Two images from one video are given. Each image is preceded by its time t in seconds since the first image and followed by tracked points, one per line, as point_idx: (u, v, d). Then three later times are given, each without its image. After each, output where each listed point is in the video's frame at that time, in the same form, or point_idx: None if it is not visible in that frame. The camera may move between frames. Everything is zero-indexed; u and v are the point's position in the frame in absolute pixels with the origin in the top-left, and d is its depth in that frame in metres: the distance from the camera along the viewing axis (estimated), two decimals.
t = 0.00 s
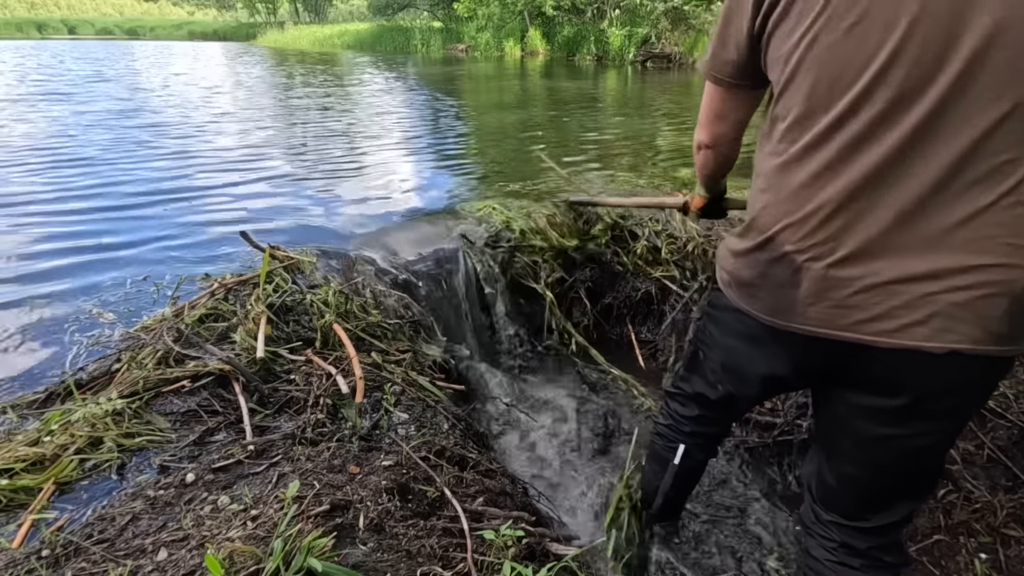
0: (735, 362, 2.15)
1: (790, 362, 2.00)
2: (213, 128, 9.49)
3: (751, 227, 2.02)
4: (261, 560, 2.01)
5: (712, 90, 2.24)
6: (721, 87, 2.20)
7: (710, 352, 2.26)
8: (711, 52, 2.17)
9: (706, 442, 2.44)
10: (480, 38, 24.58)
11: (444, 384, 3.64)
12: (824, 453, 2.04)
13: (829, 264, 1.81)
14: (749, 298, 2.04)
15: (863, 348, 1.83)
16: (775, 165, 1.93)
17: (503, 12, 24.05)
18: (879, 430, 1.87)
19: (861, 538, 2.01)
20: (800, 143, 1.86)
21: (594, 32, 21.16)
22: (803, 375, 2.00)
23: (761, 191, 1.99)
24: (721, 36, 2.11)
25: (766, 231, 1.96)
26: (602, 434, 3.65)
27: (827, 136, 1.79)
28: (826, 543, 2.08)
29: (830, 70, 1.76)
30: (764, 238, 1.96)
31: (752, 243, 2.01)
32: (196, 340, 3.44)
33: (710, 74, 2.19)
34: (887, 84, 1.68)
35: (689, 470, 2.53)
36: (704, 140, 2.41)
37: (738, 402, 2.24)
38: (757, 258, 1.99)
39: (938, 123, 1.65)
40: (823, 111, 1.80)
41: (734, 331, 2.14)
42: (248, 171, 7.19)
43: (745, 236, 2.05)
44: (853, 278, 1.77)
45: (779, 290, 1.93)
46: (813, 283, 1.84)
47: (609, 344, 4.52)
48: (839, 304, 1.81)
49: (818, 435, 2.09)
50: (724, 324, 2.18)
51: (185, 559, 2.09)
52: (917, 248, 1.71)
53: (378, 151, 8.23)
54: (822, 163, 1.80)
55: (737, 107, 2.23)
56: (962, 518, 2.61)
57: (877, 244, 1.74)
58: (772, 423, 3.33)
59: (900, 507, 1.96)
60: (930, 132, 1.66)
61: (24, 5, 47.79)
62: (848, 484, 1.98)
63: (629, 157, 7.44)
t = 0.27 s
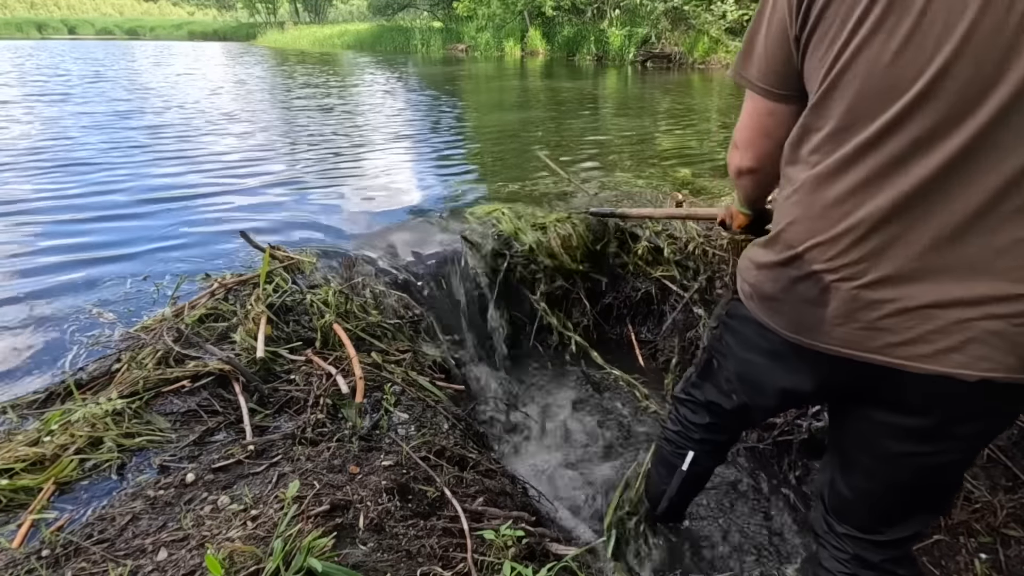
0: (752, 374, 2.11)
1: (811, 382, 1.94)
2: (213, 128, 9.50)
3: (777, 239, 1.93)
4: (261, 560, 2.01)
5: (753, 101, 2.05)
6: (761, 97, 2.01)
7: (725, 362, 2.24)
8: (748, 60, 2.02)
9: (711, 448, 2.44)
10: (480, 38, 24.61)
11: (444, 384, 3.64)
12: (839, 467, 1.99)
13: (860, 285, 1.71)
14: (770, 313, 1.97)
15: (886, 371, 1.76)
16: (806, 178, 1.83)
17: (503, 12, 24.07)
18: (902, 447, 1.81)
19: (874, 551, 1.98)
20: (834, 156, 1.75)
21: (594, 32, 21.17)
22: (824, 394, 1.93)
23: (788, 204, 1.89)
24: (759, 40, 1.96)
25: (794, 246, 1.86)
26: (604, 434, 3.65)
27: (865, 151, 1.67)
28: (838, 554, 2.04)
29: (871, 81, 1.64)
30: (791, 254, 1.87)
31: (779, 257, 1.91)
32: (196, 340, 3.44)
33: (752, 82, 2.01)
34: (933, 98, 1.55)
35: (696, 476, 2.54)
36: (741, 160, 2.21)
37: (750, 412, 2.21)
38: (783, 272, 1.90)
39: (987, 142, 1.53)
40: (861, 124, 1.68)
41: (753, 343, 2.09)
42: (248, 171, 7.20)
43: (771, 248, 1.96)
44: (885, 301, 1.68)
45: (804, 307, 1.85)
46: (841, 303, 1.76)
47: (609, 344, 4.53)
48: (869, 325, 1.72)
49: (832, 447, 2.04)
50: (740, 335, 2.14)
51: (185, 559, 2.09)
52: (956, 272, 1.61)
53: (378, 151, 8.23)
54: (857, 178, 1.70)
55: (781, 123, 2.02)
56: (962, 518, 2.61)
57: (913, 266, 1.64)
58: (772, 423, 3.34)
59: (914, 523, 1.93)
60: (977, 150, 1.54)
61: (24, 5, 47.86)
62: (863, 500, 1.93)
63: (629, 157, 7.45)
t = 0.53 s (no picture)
0: (769, 391, 2.07)
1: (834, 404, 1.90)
2: (213, 128, 9.51)
3: (802, 255, 1.86)
4: (261, 560, 2.01)
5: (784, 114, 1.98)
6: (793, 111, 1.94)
7: (740, 376, 2.19)
8: (775, 73, 1.93)
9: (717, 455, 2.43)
10: (480, 38, 24.61)
11: (444, 384, 3.64)
12: (856, 480, 1.99)
13: (893, 308, 1.67)
14: (794, 332, 1.91)
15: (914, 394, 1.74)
16: (835, 195, 1.76)
17: (502, 12, 24.08)
18: (924, 466, 1.81)
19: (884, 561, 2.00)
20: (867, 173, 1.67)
21: (594, 32, 21.14)
22: (847, 415, 1.90)
23: (815, 221, 1.82)
24: (785, 50, 1.88)
25: (822, 266, 1.80)
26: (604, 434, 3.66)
27: (901, 170, 1.60)
28: (849, 563, 2.07)
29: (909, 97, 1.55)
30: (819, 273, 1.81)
31: (805, 275, 1.85)
32: (196, 340, 3.44)
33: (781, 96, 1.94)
34: (976, 118, 1.48)
35: (701, 484, 2.54)
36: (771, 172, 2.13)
37: (763, 427, 2.18)
38: (809, 292, 1.84)
39: None
40: (897, 141, 1.60)
41: (772, 359, 2.04)
42: (248, 171, 7.20)
43: (795, 265, 1.90)
44: (919, 325, 1.64)
45: (831, 329, 1.80)
46: (872, 326, 1.71)
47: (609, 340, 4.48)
48: (901, 350, 1.68)
49: (849, 459, 2.03)
50: (759, 350, 2.08)
51: (185, 559, 2.09)
52: (992, 295, 1.58)
53: (378, 151, 8.23)
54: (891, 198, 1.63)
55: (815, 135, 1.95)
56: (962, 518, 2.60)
57: (948, 291, 1.60)
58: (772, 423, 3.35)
59: (926, 537, 1.94)
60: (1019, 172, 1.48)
61: (24, 6, 47.91)
62: (878, 512, 1.94)
63: (629, 157, 7.45)
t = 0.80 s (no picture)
0: (777, 400, 2.05)
1: (845, 416, 1.88)
2: (213, 128, 9.52)
3: (816, 263, 1.82)
4: (261, 560, 2.01)
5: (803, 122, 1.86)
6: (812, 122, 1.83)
7: (748, 382, 2.17)
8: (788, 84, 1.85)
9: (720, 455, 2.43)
10: (480, 38, 24.61)
11: (444, 384, 3.64)
12: (866, 486, 1.98)
13: (911, 318, 1.63)
14: (806, 342, 1.89)
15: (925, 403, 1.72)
16: (851, 202, 1.71)
17: (502, 11, 24.06)
18: (938, 475, 1.79)
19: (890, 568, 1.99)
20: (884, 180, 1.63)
21: (594, 32, 21.15)
22: (858, 424, 1.89)
23: (831, 227, 1.78)
24: (794, 63, 1.82)
25: (838, 273, 1.76)
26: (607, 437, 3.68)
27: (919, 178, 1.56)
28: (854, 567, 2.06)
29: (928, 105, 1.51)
30: (834, 282, 1.77)
31: (819, 283, 1.82)
32: (196, 340, 3.44)
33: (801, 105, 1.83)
34: (996, 126, 1.44)
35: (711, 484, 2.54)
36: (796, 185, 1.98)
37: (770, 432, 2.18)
38: (824, 300, 1.80)
39: None
40: (915, 148, 1.56)
41: (780, 368, 2.01)
42: (248, 171, 7.20)
43: (809, 272, 1.86)
44: (937, 334, 1.61)
45: (848, 339, 1.76)
46: (892, 337, 1.68)
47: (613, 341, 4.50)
48: (920, 360, 1.65)
49: (859, 465, 2.02)
50: (769, 356, 2.06)
51: (185, 559, 2.09)
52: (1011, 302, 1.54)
53: (378, 151, 8.23)
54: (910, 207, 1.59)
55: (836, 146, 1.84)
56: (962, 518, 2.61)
57: (967, 299, 1.57)
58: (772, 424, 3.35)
59: (936, 545, 1.93)
60: None
61: (24, 6, 47.94)
62: (888, 519, 1.93)
63: (628, 157, 7.46)
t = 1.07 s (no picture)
0: (774, 397, 2.02)
1: (840, 414, 1.85)
2: (213, 128, 9.52)
3: (811, 264, 1.79)
4: (261, 560, 2.01)
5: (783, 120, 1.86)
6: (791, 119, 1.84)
7: (745, 382, 2.13)
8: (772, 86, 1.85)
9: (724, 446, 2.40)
10: (480, 38, 24.62)
11: (444, 384, 3.64)
12: (863, 487, 1.98)
13: (908, 316, 1.61)
14: (803, 341, 1.85)
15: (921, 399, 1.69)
16: (846, 200, 1.69)
17: (502, 11, 24.04)
18: (937, 474, 1.79)
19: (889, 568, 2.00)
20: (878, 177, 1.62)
21: (593, 32, 21.15)
22: (853, 421, 1.87)
23: (825, 226, 1.76)
24: (775, 66, 1.83)
25: (833, 272, 1.73)
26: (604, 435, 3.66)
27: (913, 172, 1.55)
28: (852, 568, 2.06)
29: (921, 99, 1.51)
30: (829, 281, 1.74)
31: (813, 283, 1.78)
32: (196, 340, 3.44)
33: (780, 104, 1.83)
34: (986, 117, 1.45)
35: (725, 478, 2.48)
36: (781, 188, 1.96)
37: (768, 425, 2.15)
38: (820, 301, 1.77)
39: None
40: (908, 144, 1.55)
41: (777, 367, 1.98)
42: (248, 171, 7.20)
43: (803, 273, 1.83)
44: (935, 331, 1.58)
45: (847, 338, 1.73)
46: (891, 335, 1.64)
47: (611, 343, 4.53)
48: (920, 358, 1.62)
49: (853, 466, 2.02)
50: (765, 356, 2.02)
51: (185, 559, 2.09)
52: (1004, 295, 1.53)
53: (378, 151, 8.23)
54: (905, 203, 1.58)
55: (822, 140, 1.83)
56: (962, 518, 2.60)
57: (964, 295, 1.55)
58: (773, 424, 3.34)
59: (933, 545, 1.95)
60: None
61: (24, 6, 47.97)
62: (884, 518, 1.94)
63: (628, 157, 7.46)
